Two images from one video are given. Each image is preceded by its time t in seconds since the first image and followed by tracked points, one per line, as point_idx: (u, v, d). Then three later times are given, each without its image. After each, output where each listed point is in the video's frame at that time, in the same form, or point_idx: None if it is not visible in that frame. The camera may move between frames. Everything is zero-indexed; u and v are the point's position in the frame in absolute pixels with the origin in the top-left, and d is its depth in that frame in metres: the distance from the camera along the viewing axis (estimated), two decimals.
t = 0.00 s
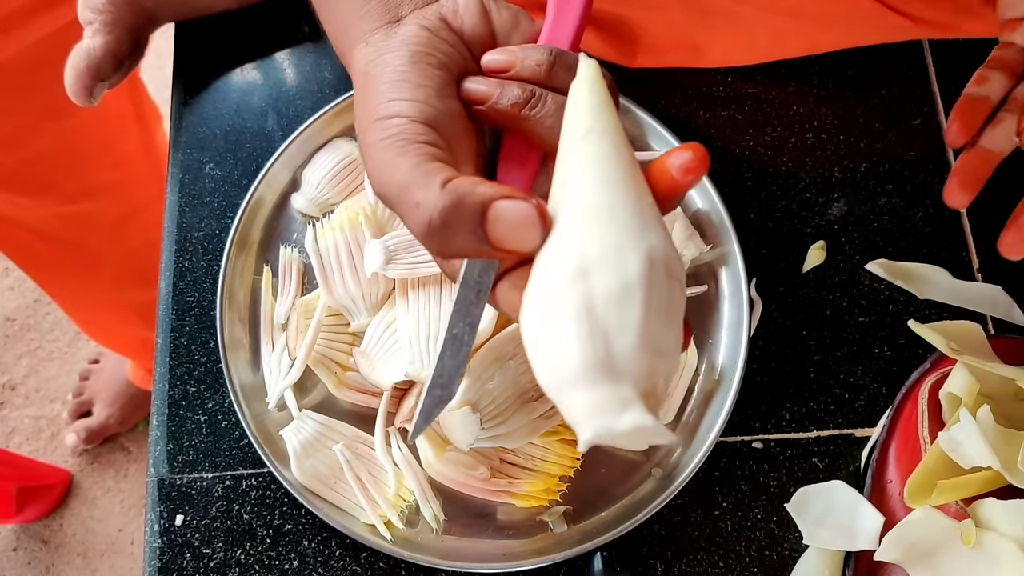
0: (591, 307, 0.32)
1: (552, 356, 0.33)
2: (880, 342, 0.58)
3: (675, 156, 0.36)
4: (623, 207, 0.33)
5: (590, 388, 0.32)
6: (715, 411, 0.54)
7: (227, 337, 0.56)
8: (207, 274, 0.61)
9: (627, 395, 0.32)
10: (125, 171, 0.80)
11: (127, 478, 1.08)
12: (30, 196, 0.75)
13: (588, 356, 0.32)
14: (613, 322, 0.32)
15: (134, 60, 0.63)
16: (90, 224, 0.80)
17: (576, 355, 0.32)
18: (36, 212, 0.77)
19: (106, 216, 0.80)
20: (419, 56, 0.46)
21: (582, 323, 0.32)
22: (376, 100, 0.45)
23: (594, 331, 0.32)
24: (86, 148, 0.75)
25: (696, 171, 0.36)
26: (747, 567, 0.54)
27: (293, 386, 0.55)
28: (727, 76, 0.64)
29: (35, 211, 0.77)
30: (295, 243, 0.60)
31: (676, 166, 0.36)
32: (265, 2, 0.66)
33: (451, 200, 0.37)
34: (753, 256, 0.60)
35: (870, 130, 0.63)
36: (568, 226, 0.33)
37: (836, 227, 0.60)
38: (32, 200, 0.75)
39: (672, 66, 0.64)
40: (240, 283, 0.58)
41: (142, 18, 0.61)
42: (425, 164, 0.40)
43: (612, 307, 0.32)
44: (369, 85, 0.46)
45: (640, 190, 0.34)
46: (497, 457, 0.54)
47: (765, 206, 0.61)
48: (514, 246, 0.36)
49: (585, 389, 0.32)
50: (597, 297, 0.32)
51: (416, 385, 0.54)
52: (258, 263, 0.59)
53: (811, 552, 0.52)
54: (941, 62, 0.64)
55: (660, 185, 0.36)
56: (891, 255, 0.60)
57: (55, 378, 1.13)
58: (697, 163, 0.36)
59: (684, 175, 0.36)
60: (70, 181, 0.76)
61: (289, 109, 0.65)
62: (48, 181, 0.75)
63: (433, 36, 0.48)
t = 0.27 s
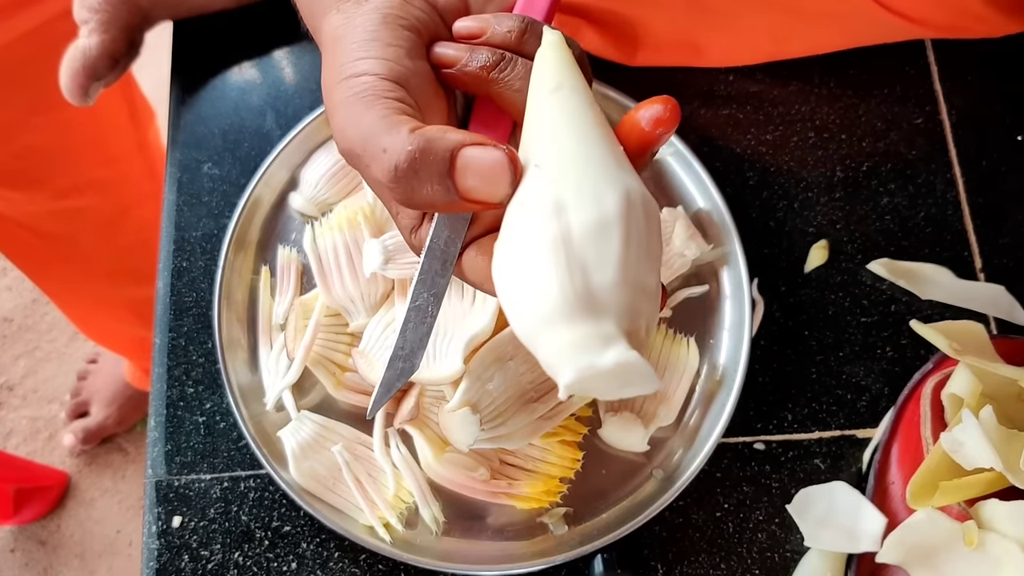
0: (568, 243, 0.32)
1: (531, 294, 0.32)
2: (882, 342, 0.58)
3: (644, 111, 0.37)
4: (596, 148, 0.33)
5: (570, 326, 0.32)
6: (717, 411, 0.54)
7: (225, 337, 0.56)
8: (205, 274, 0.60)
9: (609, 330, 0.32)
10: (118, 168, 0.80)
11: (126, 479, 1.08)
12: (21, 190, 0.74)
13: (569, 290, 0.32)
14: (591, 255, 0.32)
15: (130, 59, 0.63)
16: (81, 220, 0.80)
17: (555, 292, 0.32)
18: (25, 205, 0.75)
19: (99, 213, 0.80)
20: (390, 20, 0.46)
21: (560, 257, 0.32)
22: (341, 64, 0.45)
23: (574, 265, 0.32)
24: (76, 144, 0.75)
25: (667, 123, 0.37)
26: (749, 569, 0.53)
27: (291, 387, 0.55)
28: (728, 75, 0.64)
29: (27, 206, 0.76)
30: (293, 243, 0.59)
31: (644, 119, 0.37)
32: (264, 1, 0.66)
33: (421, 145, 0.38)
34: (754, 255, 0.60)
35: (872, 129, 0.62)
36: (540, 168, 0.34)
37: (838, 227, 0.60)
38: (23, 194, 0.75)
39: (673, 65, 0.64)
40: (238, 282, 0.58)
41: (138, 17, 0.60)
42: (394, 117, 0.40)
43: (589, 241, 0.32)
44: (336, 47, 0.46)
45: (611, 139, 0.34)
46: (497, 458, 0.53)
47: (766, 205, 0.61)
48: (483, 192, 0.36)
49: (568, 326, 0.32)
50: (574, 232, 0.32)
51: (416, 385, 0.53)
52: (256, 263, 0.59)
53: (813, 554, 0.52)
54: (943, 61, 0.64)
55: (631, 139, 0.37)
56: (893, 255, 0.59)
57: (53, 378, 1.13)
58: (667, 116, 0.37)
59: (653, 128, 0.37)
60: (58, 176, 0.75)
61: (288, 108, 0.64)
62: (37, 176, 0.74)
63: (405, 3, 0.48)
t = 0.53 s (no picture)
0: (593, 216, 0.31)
1: (551, 268, 0.31)
2: (882, 342, 0.58)
3: (663, 89, 0.36)
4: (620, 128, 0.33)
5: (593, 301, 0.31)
6: (717, 411, 0.54)
7: (226, 337, 0.56)
8: (205, 274, 0.60)
9: (636, 307, 0.31)
10: (117, 167, 0.80)
11: (126, 478, 1.08)
12: (18, 187, 0.74)
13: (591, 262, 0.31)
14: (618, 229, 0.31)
15: (130, 59, 0.63)
16: (81, 219, 0.80)
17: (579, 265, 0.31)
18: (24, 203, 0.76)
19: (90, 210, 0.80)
20: None
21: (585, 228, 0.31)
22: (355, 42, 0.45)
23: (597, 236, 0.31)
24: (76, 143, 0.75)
25: (684, 103, 0.37)
26: (748, 568, 0.53)
27: (291, 387, 0.55)
28: (728, 75, 0.64)
29: (23, 203, 0.76)
30: (293, 243, 0.60)
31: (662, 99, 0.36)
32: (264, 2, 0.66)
33: (439, 115, 0.38)
34: (754, 255, 0.60)
35: (871, 129, 0.62)
36: (563, 142, 0.33)
37: (838, 227, 0.60)
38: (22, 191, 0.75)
39: (672, 65, 0.64)
40: (238, 282, 0.58)
41: (138, 17, 0.60)
42: (405, 92, 0.41)
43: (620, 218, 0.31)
44: (347, 27, 0.46)
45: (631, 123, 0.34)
46: (497, 458, 0.53)
47: (766, 205, 0.61)
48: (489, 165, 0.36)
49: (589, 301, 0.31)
50: (603, 204, 0.31)
51: (416, 385, 0.53)
52: (256, 263, 0.59)
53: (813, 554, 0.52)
54: (943, 61, 0.64)
55: (647, 120, 0.37)
56: (892, 255, 0.59)
57: (53, 378, 1.13)
58: (683, 94, 0.37)
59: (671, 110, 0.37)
60: (57, 174, 0.76)
61: (288, 108, 0.65)
62: (37, 173, 0.74)
63: None
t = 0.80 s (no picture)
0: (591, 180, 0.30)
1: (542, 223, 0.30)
2: (880, 342, 0.58)
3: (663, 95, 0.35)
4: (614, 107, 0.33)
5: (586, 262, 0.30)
6: (716, 411, 0.54)
7: (227, 337, 0.56)
8: (206, 274, 0.60)
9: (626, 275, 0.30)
10: (120, 169, 0.80)
11: (127, 478, 1.08)
12: (22, 191, 0.75)
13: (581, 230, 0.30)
14: (619, 194, 0.30)
15: (131, 61, 0.63)
16: (83, 220, 0.80)
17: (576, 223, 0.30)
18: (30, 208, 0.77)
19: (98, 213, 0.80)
20: None
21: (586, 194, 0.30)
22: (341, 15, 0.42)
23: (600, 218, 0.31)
24: (79, 146, 0.75)
25: (680, 103, 0.35)
26: (747, 568, 0.54)
27: (292, 387, 0.55)
28: (727, 76, 0.64)
29: (28, 206, 0.76)
30: (294, 243, 0.60)
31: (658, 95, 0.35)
32: (265, 3, 0.66)
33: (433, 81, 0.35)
34: (753, 255, 0.60)
35: (870, 129, 0.63)
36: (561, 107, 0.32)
37: (837, 227, 0.60)
38: (24, 194, 0.75)
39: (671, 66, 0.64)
40: (239, 282, 0.58)
41: (138, 18, 0.61)
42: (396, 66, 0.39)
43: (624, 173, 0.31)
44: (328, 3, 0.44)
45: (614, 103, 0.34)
46: (497, 457, 0.54)
47: (765, 205, 0.61)
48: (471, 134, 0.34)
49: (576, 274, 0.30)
50: (605, 167, 0.30)
51: (416, 385, 0.54)
52: (257, 263, 0.59)
53: (812, 554, 0.52)
54: (941, 62, 0.64)
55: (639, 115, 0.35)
56: (891, 255, 0.60)
57: (55, 378, 1.13)
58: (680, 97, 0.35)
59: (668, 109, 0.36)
60: (61, 176, 0.76)
61: (289, 109, 0.65)
62: (41, 177, 0.75)
63: None
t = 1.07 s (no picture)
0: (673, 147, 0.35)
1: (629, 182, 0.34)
2: (882, 342, 0.58)
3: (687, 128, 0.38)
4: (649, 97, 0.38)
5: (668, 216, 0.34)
6: (717, 411, 0.54)
7: (226, 337, 0.56)
8: (205, 274, 0.60)
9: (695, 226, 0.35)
10: (120, 170, 0.80)
11: (126, 478, 1.08)
12: (22, 191, 0.75)
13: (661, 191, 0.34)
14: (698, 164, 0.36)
15: (129, 60, 0.63)
16: (82, 221, 0.80)
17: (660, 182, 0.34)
18: (29, 209, 0.76)
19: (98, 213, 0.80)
20: None
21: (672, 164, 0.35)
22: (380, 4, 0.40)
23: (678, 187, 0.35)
24: (78, 146, 0.75)
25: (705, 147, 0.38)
26: (748, 568, 0.53)
27: (291, 387, 0.55)
28: (728, 75, 0.64)
29: (28, 206, 0.76)
30: (293, 243, 0.59)
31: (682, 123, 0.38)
32: (264, 3, 0.66)
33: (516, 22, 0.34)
34: (754, 255, 0.60)
35: (871, 129, 0.62)
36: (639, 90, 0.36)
37: (838, 227, 0.60)
38: (25, 194, 0.75)
39: (671, 66, 0.64)
40: (238, 282, 0.58)
41: (137, 18, 0.61)
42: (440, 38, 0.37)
43: (664, 160, 0.34)
44: None
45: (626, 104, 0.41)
46: (497, 458, 0.53)
47: (766, 205, 0.61)
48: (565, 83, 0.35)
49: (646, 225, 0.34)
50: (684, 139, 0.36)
51: (416, 385, 0.53)
52: (256, 263, 0.59)
53: (812, 555, 0.52)
54: (942, 61, 0.64)
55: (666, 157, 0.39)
56: (892, 255, 0.59)
57: (53, 378, 1.13)
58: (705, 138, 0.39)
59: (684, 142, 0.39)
60: (62, 177, 0.76)
61: (288, 108, 0.64)
62: (42, 177, 0.75)
63: None
